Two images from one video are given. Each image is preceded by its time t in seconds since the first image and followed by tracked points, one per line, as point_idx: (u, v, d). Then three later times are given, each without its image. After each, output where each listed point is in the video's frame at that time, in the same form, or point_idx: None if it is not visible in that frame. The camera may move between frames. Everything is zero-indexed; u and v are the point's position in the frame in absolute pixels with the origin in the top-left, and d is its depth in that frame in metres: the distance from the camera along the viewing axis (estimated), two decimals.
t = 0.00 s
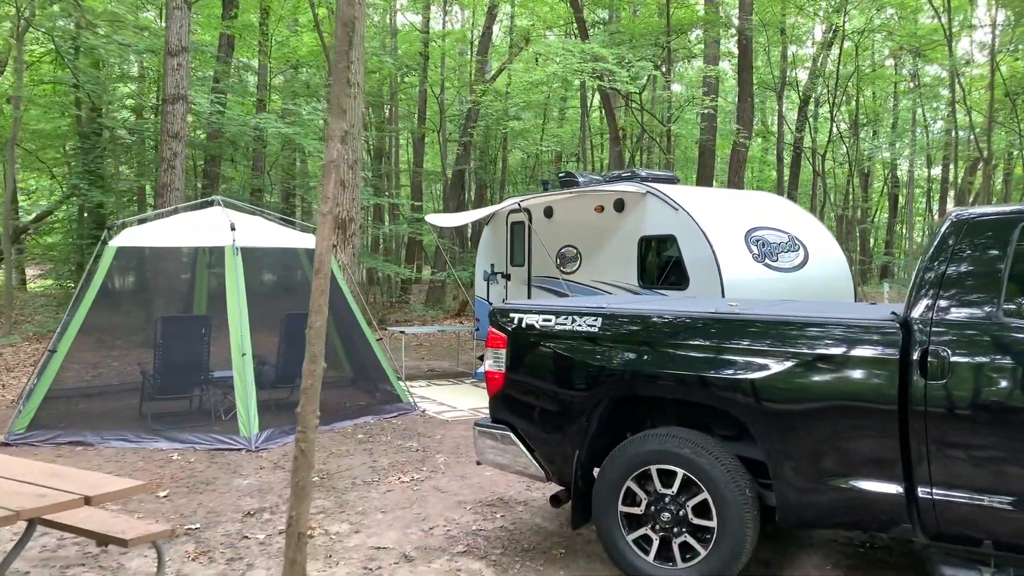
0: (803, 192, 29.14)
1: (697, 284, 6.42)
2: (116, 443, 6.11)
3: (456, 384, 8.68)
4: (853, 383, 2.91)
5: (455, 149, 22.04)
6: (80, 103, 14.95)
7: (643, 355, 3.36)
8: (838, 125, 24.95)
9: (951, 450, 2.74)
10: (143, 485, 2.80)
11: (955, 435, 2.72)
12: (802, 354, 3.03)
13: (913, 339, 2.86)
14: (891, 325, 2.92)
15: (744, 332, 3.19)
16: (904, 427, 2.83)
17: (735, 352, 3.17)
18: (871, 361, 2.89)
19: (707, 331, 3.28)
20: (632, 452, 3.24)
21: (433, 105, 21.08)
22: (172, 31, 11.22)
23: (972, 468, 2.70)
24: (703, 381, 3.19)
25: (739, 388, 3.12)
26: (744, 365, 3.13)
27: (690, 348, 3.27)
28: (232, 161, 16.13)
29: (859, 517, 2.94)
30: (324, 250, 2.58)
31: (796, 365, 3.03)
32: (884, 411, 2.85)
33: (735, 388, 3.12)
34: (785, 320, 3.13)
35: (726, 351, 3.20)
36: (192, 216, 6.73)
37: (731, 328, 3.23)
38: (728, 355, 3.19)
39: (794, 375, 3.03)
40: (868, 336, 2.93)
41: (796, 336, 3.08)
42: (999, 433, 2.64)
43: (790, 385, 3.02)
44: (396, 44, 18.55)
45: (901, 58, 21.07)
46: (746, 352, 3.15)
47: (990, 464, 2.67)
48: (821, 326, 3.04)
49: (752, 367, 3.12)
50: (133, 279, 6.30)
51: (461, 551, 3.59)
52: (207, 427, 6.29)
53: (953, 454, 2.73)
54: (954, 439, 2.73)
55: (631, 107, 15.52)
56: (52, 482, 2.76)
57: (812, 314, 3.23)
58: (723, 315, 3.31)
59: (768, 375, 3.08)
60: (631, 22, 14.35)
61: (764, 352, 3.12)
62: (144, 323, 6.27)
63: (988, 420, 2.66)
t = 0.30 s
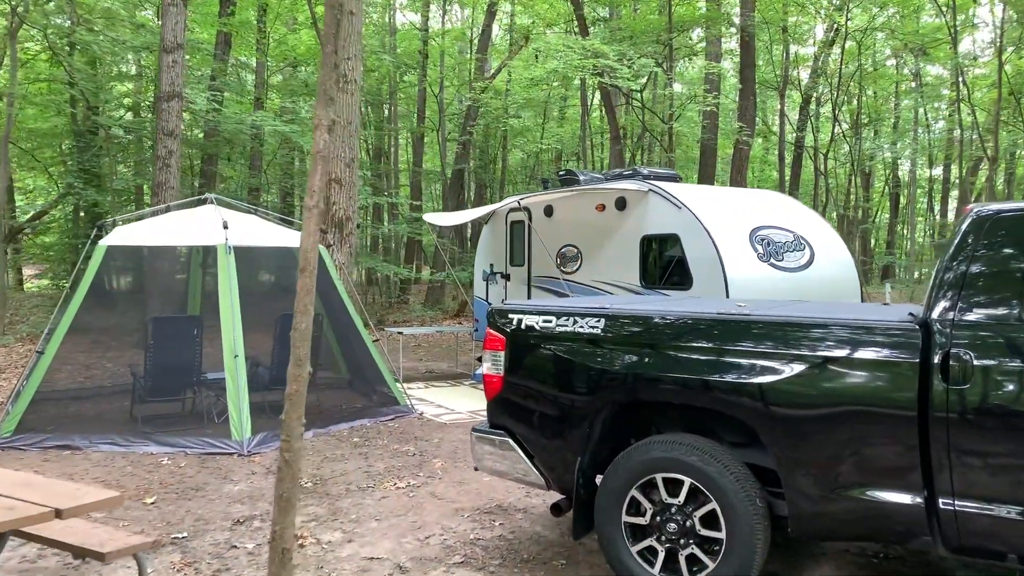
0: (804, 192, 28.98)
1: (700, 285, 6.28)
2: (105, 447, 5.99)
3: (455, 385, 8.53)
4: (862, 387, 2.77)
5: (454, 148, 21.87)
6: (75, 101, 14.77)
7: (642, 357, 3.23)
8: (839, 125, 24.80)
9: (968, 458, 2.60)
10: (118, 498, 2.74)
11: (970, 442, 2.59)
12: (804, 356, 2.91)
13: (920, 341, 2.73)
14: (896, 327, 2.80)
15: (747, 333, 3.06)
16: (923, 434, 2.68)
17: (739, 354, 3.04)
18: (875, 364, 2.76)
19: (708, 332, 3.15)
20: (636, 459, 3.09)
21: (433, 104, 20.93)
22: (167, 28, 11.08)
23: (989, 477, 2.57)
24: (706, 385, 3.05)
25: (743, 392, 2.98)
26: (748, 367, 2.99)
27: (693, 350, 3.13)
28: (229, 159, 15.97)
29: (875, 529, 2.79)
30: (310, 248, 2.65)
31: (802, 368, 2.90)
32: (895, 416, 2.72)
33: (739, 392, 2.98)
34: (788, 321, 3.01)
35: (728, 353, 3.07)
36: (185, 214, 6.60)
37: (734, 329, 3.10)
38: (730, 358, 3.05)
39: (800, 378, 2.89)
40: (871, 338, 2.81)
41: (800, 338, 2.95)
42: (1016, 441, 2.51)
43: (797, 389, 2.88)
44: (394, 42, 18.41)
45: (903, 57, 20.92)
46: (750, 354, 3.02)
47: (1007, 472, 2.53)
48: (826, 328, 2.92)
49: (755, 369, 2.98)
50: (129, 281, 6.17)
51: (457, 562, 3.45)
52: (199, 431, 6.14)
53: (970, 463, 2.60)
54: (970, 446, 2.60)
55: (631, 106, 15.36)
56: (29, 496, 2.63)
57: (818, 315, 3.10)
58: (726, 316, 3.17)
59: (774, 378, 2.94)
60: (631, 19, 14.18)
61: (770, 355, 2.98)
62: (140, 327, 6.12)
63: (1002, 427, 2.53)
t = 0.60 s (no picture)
0: (805, 193, 28.85)
1: (703, 286, 6.14)
2: (94, 452, 5.82)
3: (453, 388, 8.40)
4: (872, 392, 2.65)
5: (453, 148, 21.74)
6: (71, 100, 14.63)
7: (642, 362, 3.11)
8: (840, 125, 24.69)
9: (987, 468, 2.47)
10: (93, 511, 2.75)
11: (988, 450, 2.47)
12: (807, 361, 2.79)
13: (929, 345, 2.60)
14: (901, 329, 2.68)
15: (751, 336, 2.93)
16: (940, 442, 2.55)
17: (742, 359, 2.91)
18: (879, 369, 2.65)
19: (710, 336, 3.02)
20: (639, 469, 2.95)
21: (432, 103, 20.81)
22: (162, 26, 10.98)
23: (1008, 487, 2.44)
24: (708, 391, 2.92)
25: (746, 398, 2.85)
26: (751, 373, 2.87)
27: (696, 355, 3.00)
28: (226, 160, 15.82)
29: (890, 542, 2.66)
30: (294, 249, 2.75)
31: (808, 373, 2.77)
32: (907, 424, 2.59)
33: (743, 399, 2.85)
34: (790, 324, 2.89)
35: (730, 358, 2.94)
36: (178, 214, 6.45)
37: (736, 332, 2.97)
38: (733, 362, 2.92)
39: (805, 384, 2.76)
40: (875, 341, 2.70)
41: (804, 341, 2.83)
42: None
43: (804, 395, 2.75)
44: (393, 41, 18.30)
45: (904, 57, 20.83)
46: (754, 358, 2.89)
47: None
48: (832, 331, 2.79)
49: (758, 375, 2.86)
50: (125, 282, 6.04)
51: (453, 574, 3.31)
52: (192, 436, 6.00)
53: (989, 472, 2.47)
54: (990, 455, 2.47)
55: (631, 105, 15.25)
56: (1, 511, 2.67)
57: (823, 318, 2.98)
58: (728, 319, 3.04)
59: (779, 384, 2.81)
60: (631, 17, 14.05)
61: (773, 360, 2.85)
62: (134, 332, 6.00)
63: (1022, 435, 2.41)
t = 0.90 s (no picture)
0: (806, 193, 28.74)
1: (707, 286, 6.01)
2: (82, 457, 5.62)
3: (451, 390, 8.27)
4: (887, 397, 2.52)
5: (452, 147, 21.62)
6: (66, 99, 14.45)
7: (642, 365, 2.98)
8: (841, 125, 24.58)
9: (1013, 477, 2.33)
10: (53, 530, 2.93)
11: (1015, 459, 2.33)
12: (811, 364, 2.67)
13: (935, 346, 2.49)
14: (903, 331, 2.58)
15: (753, 339, 2.82)
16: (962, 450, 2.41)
17: (745, 362, 2.79)
18: (883, 371, 2.54)
19: (712, 337, 2.90)
20: (645, 477, 2.81)
21: (432, 103, 20.71)
22: (158, 23, 10.87)
23: None
24: (710, 395, 2.79)
25: (751, 402, 2.72)
26: (755, 377, 2.74)
27: (700, 357, 2.87)
28: (223, 159, 15.68)
29: (909, 555, 2.52)
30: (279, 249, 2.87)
31: (817, 377, 2.65)
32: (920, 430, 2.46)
33: (748, 403, 2.73)
34: (789, 325, 2.79)
35: (732, 361, 2.83)
36: (171, 213, 6.31)
37: (740, 334, 2.86)
38: (735, 365, 2.81)
39: (808, 387, 2.65)
40: (879, 343, 2.60)
41: (805, 344, 2.72)
42: None
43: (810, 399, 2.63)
44: (392, 41, 18.19)
45: (904, 57, 20.74)
46: (757, 361, 2.77)
47: None
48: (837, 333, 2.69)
49: (762, 378, 2.74)
50: (122, 282, 5.93)
51: None
52: (184, 440, 5.85)
53: (1013, 482, 2.33)
54: (1016, 464, 2.33)
55: (631, 104, 15.13)
56: None
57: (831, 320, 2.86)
58: (730, 320, 2.93)
59: (785, 387, 2.69)
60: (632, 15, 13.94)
61: (776, 362, 2.74)
62: (126, 332, 5.88)
63: None
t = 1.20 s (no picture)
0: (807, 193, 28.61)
1: (712, 286, 5.88)
2: (71, 462, 5.40)
3: (450, 392, 8.14)
4: (906, 403, 2.38)
5: (452, 147, 21.49)
6: (61, 97, 14.26)
7: (644, 368, 2.86)
8: (842, 124, 24.43)
9: None
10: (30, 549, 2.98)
11: None
12: (816, 366, 2.57)
13: (942, 348, 2.38)
14: (908, 333, 2.48)
15: (757, 341, 2.71)
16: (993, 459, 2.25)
17: (749, 365, 2.68)
18: (888, 375, 2.43)
19: (715, 339, 2.79)
20: (656, 487, 2.66)
21: (432, 101, 20.54)
22: (153, 18, 10.73)
23: None
24: (714, 398, 2.68)
25: (758, 406, 2.60)
26: (761, 381, 2.62)
27: (704, 360, 2.76)
28: (221, 159, 15.50)
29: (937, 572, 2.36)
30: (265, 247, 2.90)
31: (826, 381, 2.53)
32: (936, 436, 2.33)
33: (753, 407, 2.61)
34: (791, 327, 2.69)
35: (736, 363, 2.72)
36: (165, 212, 6.19)
37: (745, 336, 2.74)
38: (739, 369, 2.69)
39: (816, 391, 2.53)
40: (881, 345, 2.50)
41: (810, 346, 2.62)
42: None
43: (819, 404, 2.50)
44: (390, 39, 18.06)
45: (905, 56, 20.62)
46: (762, 364, 2.66)
47: None
48: (844, 335, 2.58)
49: (767, 382, 2.62)
50: (118, 282, 5.77)
51: None
52: (177, 444, 5.68)
53: None
54: None
55: (633, 102, 14.98)
56: None
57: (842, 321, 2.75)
58: (734, 322, 2.82)
59: (792, 391, 2.57)
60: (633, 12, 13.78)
61: (781, 365, 2.63)
62: (117, 334, 5.73)
63: None
